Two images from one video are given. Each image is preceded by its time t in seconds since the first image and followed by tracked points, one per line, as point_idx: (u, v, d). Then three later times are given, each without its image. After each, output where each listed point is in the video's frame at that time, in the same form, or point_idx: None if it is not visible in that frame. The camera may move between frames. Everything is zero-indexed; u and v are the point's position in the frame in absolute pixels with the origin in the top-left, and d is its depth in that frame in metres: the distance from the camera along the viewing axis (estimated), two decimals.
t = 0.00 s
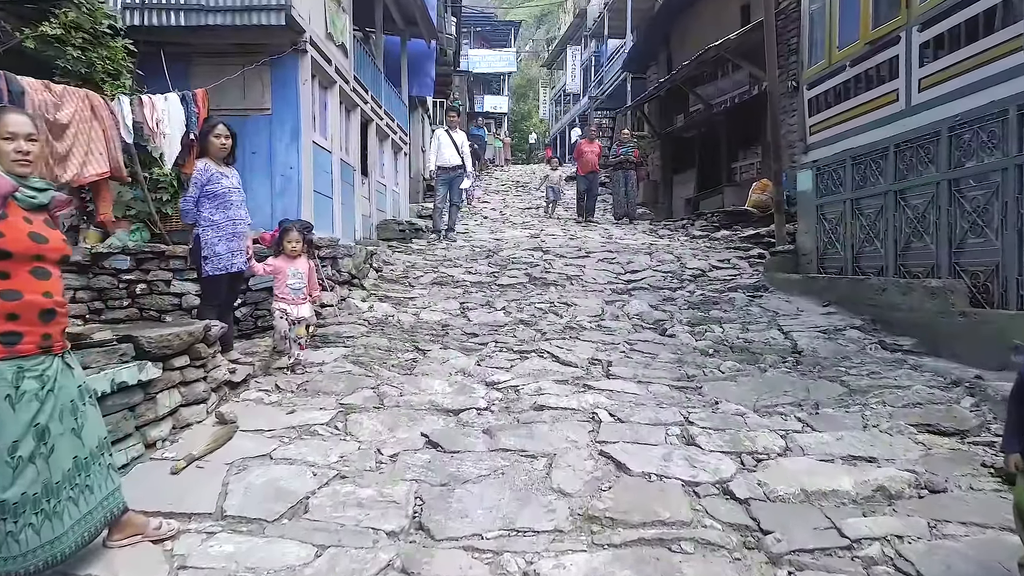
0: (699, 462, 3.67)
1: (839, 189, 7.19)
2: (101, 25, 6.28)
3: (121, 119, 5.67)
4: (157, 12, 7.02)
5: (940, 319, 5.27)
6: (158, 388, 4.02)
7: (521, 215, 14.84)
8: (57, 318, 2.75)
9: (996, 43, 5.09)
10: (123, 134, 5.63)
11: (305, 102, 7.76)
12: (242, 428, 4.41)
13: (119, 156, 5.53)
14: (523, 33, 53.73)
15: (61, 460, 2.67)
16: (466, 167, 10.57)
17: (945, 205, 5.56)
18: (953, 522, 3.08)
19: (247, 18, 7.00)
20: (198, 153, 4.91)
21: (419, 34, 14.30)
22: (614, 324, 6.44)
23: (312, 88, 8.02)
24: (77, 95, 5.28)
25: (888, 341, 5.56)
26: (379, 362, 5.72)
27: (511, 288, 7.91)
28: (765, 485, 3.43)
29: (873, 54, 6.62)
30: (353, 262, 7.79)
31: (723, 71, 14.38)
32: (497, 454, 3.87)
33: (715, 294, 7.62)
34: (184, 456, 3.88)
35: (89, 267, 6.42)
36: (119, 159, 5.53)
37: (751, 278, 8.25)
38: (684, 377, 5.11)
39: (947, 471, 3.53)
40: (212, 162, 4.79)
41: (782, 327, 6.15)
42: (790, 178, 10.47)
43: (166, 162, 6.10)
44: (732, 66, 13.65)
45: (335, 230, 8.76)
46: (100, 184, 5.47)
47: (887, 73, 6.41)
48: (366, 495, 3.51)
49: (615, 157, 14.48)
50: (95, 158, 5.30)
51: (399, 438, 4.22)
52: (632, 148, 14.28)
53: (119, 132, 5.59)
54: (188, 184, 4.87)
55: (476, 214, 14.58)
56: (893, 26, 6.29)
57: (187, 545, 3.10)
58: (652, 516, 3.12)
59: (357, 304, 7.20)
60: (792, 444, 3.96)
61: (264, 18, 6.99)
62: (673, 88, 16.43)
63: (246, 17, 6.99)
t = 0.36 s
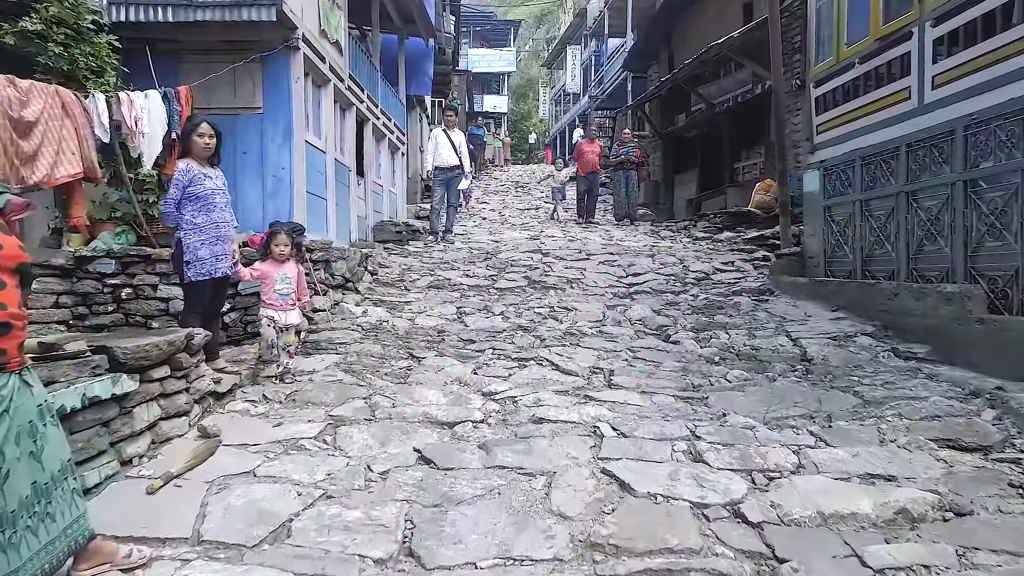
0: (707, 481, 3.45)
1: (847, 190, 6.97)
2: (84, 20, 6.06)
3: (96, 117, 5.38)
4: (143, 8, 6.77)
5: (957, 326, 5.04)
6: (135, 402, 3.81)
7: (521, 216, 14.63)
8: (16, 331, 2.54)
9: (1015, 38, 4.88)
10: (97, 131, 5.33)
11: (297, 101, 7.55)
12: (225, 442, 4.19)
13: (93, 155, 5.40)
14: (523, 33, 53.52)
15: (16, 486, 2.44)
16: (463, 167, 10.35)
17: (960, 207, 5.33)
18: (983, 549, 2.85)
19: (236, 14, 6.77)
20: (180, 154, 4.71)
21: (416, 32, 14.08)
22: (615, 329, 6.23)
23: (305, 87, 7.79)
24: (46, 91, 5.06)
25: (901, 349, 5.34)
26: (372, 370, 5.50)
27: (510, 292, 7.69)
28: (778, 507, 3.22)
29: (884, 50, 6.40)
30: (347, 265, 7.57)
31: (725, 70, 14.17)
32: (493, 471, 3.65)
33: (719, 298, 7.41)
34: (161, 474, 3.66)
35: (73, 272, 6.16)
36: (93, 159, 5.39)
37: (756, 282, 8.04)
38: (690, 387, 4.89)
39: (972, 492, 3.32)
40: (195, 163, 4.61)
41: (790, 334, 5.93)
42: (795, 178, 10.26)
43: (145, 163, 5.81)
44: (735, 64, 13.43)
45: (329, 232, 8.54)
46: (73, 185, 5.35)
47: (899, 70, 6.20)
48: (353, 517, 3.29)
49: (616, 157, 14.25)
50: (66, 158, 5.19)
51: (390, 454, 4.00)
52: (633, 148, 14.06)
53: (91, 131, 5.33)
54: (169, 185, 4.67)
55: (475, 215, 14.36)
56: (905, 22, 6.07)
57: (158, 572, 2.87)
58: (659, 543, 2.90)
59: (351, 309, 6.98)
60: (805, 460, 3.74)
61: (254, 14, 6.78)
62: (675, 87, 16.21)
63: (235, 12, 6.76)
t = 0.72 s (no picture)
0: (716, 503, 3.24)
1: (856, 191, 6.76)
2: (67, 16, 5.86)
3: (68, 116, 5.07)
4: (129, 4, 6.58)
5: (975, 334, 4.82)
6: (110, 417, 3.59)
7: (520, 217, 14.42)
8: None
9: None
10: (68, 127, 5.06)
11: (289, 99, 7.33)
12: (207, 458, 3.97)
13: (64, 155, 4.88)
14: (523, 32, 53.33)
15: None
16: (461, 167, 10.14)
17: (976, 209, 5.12)
18: None
19: (226, 9, 6.57)
20: (161, 154, 4.55)
21: (414, 30, 13.87)
22: (617, 335, 6.02)
23: (297, 85, 7.58)
24: (13, 88, 4.61)
25: (914, 357, 5.13)
26: (364, 380, 5.29)
27: (508, 296, 7.48)
28: (793, 532, 3.00)
29: (895, 48, 6.19)
30: (341, 268, 7.36)
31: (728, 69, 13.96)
32: (489, 491, 3.44)
33: (723, 302, 7.20)
34: (136, 494, 3.45)
35: (56, 275, 6.05)
36: (64, 161, 4.89)
37: (761, 286, 7.83)
38: (696, 397, 4.68)
39: (1000, 515, 3.10)
40: (176, 164, 4.47)
41: (798, 341, 5.72)
42: (799, 179, 10.06)
43: (122, 163, 5.61)
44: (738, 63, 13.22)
45: (322, 235, 8.32)
46: (43, 189, 4.83)
47: (911, 67, 5.98)
48: (337, 542, 3.07)
49: (617, 157, 14.04)
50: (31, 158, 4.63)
51: (380, 471, 3.79)
52: (634, 148, 13.84)
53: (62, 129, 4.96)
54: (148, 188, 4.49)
55: (474, 217, 14.16)
56: (918, 18, 5.86)
57: None
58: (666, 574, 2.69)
59: (344, 314, 6.78)
60: (819, 478, 3.53)
61: (245, 11, 6.59)
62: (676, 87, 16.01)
63: (224, 8, 6.56)
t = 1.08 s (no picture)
0: (725, 526, 3.04)
1: (865, 193, 6.56)
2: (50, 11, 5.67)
3: (39, 112, 5.01)
4: None
5: (992, 342, 4.62)
6: (84, 433, 3.39)
7: (519, 218, 14.23)
8: None
9: None
10: (38, 126, 4.98)
11: (282, 98, 7.13)
12: (189, 475, 3.77)
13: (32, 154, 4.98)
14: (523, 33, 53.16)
15: None
16: (459, 168, 9.95)
17: (993, 211, 4.92)
18: None
19: (215, 6, 6.38)
20: (142, 155, 4.37)
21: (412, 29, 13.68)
22: (618, 342, 5.83)
23: (290, 84, 7.38)
24: None
25: (928, 366, 4.93)
26: (356, 389, 5.10)
27: (507, 301, 7.28)
28: (809, 560, 2.80)
29: (905, 45, 6.00)
30: (335, 272, 7.16)
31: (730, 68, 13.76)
32: (484, 513, 3.24)
33: (727, 307, 7.00)
34: (110, 515, 3.25)
35: (39, 281, 5.82)
36: (33, 161, 5.01)
37: (766, 290, 7.63)
38: (702, 409, 4.49)
39: None
40: (157, 165, 4.31)
41: (806, 348, 5.53)
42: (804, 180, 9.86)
43: (102, 164, 5.37)
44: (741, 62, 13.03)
45: (316, 237, 8.12)
46: (11, 189, 5.03)
47: (922, 65, 5.79)
48: (321, 569, 2.87)
49: (617, 157, 13.85)
50: None
51: (370, 489, 3.60)
52: (636, 148, 13.65)
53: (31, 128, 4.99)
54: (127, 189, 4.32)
55: (473, 218, 13.98)
56: (929, 14, 5.67)
57: None
58: None
59: (338, 320, 6.59)
60: (833, 498, 3.34)
61: (235, 7, 6.37)
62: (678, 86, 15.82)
63: (213, 5, 6.36)
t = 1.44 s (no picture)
0: (737, 555, 2.84)
1: (874, 195, 6.37)
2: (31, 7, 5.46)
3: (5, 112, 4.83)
4: None
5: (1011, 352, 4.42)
6: (54, 453, 3.18)
7: (519, 220, 14.04)
8: None
9: None
10: (6, 127, 4.80)
11: (273, 98, 6.93)
12: (168, 496, 3.57)
13: None
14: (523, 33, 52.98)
15: None
16: (457, 169, 9.74)
17: (1011, 215, 4.72)
18: None
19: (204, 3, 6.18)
20: (121, 158, 4.20)
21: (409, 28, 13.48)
22: (620, 350, 5.64)
23: (282, 83, 7.18)
24: None
25: (943, 377, 4.72)
26: (347, 401, 4.90)
27: (506, 306, 7.08)
28: None
29: (917, 43, 5.80)
30: (328, 277, 6.96)
31: (733, 67, 13.55)
32: (478, 539, 3.04)
33: (732, 313, 6.81)
34: (80, 542, 3.05)
35: (21, 286, 5.58)
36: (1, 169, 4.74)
37: (771, 295, 7.43)
38: (708, 423, 4.29)
39: None
40: (136, 169, 4.15)
41: (815, 357, 5.33)
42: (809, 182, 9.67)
43: (77, 166, 5.16)
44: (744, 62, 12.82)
45: (310, 240, 7.92)
46: None
47: (935, 64, 5.59)
48: None
49: (618, 158, 13.65)
50: None
51: (359, 511, 3.40)
52: (637, 149, 13.45)
53: None
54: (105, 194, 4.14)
55: (471, 220, 13.78)
56: (942, 11, 5.47)
57: None
58: None
59: (331, 327, 6.39)
60: (851, 522, 3.13)
61: (225, 5, 6.14)
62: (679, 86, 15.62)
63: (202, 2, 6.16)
